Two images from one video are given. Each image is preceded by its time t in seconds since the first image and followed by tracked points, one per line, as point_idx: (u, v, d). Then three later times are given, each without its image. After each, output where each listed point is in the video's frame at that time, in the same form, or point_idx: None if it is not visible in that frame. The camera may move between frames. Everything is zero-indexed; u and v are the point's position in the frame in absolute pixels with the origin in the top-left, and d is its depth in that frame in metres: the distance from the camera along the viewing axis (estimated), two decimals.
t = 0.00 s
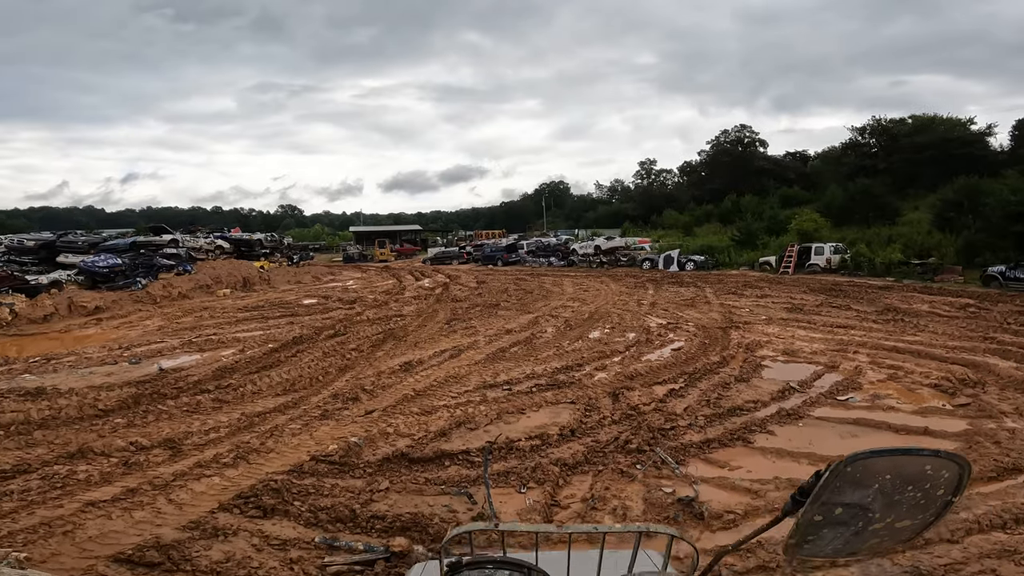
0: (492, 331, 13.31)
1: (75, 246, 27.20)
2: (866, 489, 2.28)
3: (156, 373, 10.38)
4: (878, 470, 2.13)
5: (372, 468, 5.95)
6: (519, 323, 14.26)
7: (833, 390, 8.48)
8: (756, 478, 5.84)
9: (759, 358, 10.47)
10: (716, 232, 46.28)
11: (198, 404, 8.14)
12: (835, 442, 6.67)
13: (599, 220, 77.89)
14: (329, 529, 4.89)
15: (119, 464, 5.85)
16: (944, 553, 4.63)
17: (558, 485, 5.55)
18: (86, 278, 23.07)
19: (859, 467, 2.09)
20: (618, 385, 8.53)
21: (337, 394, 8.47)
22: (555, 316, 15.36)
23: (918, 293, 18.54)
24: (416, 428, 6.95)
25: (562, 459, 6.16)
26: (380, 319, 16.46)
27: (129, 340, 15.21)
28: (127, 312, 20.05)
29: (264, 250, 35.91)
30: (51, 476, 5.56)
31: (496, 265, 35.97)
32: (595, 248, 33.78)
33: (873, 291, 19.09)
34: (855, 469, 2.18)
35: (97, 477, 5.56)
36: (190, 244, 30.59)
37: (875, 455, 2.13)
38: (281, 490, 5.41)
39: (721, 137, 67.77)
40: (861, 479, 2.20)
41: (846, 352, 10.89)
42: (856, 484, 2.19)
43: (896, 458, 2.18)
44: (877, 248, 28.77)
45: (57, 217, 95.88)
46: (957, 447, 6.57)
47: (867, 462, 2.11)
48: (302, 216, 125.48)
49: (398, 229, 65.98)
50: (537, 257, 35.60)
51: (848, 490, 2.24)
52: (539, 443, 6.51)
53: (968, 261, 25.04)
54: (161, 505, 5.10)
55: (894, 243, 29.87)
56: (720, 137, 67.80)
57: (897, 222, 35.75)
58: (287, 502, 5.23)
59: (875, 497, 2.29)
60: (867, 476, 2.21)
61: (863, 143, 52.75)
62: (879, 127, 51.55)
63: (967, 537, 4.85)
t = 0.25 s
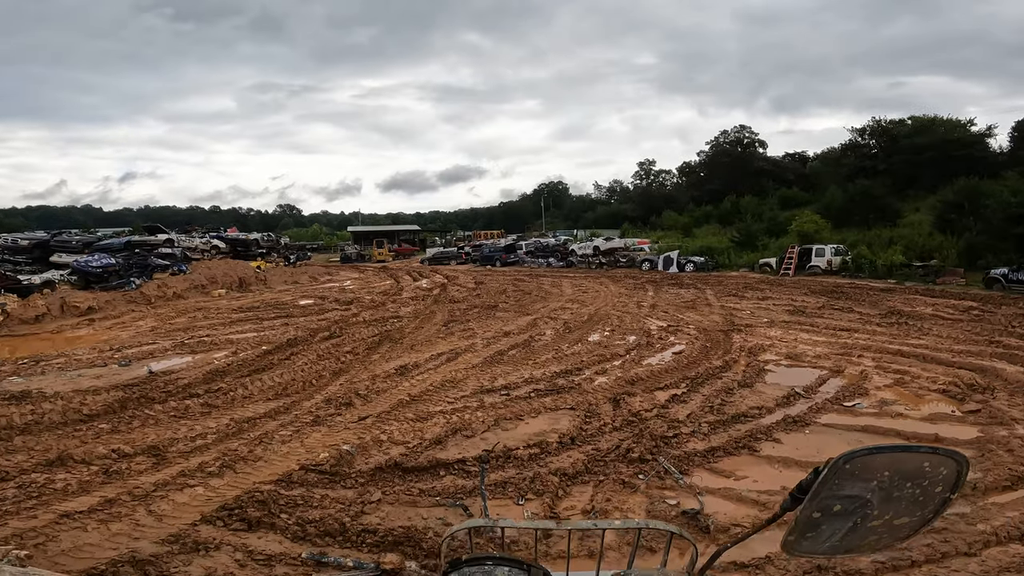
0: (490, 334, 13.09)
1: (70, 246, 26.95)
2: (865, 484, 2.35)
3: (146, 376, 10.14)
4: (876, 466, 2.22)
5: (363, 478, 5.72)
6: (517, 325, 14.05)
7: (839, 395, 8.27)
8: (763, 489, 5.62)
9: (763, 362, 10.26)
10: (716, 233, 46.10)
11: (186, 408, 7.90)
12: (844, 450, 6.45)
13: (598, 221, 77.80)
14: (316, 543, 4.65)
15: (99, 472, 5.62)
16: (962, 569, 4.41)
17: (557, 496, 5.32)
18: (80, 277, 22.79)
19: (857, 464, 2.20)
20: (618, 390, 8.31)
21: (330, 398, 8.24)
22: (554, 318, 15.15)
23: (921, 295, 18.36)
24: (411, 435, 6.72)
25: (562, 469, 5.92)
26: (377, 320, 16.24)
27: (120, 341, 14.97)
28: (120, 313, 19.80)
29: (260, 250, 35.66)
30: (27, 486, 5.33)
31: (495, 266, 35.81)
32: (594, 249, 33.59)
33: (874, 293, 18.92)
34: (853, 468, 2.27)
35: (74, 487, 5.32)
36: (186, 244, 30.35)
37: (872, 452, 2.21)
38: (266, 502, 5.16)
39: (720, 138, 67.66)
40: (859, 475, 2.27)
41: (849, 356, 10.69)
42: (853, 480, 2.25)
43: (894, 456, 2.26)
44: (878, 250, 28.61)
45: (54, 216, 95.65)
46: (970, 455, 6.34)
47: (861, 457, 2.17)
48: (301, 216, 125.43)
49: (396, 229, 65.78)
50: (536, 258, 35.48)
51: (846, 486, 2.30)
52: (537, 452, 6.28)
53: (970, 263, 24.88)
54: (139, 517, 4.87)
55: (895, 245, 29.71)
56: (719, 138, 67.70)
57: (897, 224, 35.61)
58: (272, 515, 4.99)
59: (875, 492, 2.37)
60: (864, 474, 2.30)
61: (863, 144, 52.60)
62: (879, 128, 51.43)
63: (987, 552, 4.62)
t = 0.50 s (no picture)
0: (487, 334, 12.83)
1: (63, 244, 26.66)
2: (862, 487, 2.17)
3: (132, 376, 9.89)
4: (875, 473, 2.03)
5: (349, 484, 5.45)
6: (514, 325, 13.79)
7: (845, 398, 8.01)
8: (769, 497, 5.36)
9: (765, 364, 10.01)
10: (715, 233, 45.89)
11: (170, 410, 7.64)
12: (852, 455, 6.20)
13: (597, 221, 77.59)
14: (293, 555, 4.39)
15: (70, 478, 5.38)
16: None
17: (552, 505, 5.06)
18: (71, 276, 22.50)
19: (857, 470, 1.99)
20: (617, 393, 8.05)
21: (319, 401, 7.96)
22: (551, 317, 14.90)
23: (923, 296, 18.13)
24: (401, 440, 6.45)
25: (557, 476, 5.65)
26: (372, 320, 15.99)
27: (110, 341, 14.71)
28: (113, 312, 19.53)
29: (257, 249, 35.38)
30: None
31: (493, 265, 35.56)
32: (593, 249, 33.36)
33: (876, 293, 18.70)
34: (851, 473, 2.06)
35: (42, 494, 5.07)
36: (181, 243, 30.09)
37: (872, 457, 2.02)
38: (242, 510, 4.88)
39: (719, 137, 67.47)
40: (860, 480, 2.04)
41: (854, 358, 10.44)
42: (854, 488, 2.02)
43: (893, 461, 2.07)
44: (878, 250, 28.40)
45: (52, 215, 95.32)
46: (983, 460, 6.09)
47: (860, 462, 1.93)
48: (299, 216, 125.13)
49: (395, 228, 65.51)
50: (535, 257, 35.27)
51: (845, 492, 2.08)
52: (532, 457, 6.02)
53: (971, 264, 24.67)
54: (107, 526, 4.61)
55: (896, 245, 29.50)
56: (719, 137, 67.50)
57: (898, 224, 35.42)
58: (250, 524, 4.71)
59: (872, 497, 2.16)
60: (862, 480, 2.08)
61: (863, 144, 52.38)
62: (879, 128, 51.25)
63: (1006, 565, 4.37)
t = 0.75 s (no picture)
0: (483, 333, 12.58)
1: (55, 242, 26.34)
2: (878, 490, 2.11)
3: (119, 377, 9.63)
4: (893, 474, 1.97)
5: (336, 493, 5.19)
6: (512, 324, 13.53)
7: (852, 400, 7.78)
8: (777, 505, 5.11)
9: (768, 364, 9.78)
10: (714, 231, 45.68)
11: (154, 412, 7.39)
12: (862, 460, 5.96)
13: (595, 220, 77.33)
14: (272, 569, 4.14)
15: (43, 484, 5.19)
16: None
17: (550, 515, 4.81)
18: (63, 275, 22.17)
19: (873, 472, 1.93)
20: (617, 395, 7.80)
21: (309, 403, 7.70)
22: (549, 316, 14.65)
23: (926, 295, 17.89)
24: (393, 444, 6.20)
25: (554, 483, 5.41)
26: (367, 319, 15.72)
27: (100, 341, 14.43)
28: (105, 311, 19.23)
29: (252, 247, 35.06)
30: None
31: (491, 264, 35.28)
32: (591, 247, 33.11)
33: (878, 292, 18.47)
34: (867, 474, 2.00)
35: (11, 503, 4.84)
36: (175, 241, 29.80)
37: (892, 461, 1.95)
38: (220, 520, 4.63)
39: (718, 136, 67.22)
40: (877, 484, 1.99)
41: (859, 358, 10.20)
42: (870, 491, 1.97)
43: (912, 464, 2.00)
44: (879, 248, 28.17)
45: (48, 213, 94.82)
46: (998, 465, 5.86)
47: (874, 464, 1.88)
48: (297, 214, 124.67)
49: (392, 227, 65.14)
50: (533, 255, 35.02)
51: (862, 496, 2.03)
52: (528, 463, 5.77)
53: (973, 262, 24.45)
54: (76, 536, 4.39)
55: (897, 244, 29.28)
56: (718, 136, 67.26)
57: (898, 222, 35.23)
58: (229, 535, 4.45)
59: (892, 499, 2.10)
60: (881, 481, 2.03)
61: (863, 142, 52.11)
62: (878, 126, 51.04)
63: None
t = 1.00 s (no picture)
0: (482, 334, 12.31)
1: (47, 241, 25.97)
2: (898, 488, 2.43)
3: (107, 380, 9.35)
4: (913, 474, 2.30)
5: (328, 506, 4.93)
6: (511, 324, 13.26)
7: (863, 403, 7.54)
8: (791, 517, 4.86)
9: (775, 366, 9.54)
10: (713, 229, 45.45)
11: (140, 418, 7.11)
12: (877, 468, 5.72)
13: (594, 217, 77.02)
14: None
15: (18, 495, 4.91)
16: None
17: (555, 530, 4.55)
18: (55, 274, 21.77)
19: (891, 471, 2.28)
20: (621, 399, 7.54)
21: (301, 408, 7.43)
22: (549, 316, 14.39)
23: (929, 294, 17.67)
24: (389, 453, 5.94)
25: (557, 495, 5.14)
26: (363, 319, 15.44)
27: (90, 341, 14.14)
28: (97, 310, 18.90)
29: (247, 245, 34.70)
30: None
31: (489, 262, 34.98)
32: (590, 245, 32.83)
33: (881, 290, 18.24)
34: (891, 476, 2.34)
35: None
36: (169, 239, 29.48)
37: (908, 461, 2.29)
38: (202, 536, 4.36)
39: (717, 133, 66.97)
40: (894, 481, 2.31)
41: (866, 359, 9.96)
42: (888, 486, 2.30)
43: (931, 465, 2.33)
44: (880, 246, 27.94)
45: (43, 211, 94.19)
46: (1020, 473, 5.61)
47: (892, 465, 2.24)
48: (294, 212, 124.15)
49: (390, 224, 64.72)
50: (531, 253, 34.74)
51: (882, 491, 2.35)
52: (529, 473, 5.51)
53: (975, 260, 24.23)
54: (48, 553, 4.12)
55: (898, 242, 29.07)
56: (716, 133, 67.00)
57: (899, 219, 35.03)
58: (211, 553, 4.19)
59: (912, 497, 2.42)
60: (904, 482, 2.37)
61: (862, 139, 51.89)
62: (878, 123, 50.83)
63: None
